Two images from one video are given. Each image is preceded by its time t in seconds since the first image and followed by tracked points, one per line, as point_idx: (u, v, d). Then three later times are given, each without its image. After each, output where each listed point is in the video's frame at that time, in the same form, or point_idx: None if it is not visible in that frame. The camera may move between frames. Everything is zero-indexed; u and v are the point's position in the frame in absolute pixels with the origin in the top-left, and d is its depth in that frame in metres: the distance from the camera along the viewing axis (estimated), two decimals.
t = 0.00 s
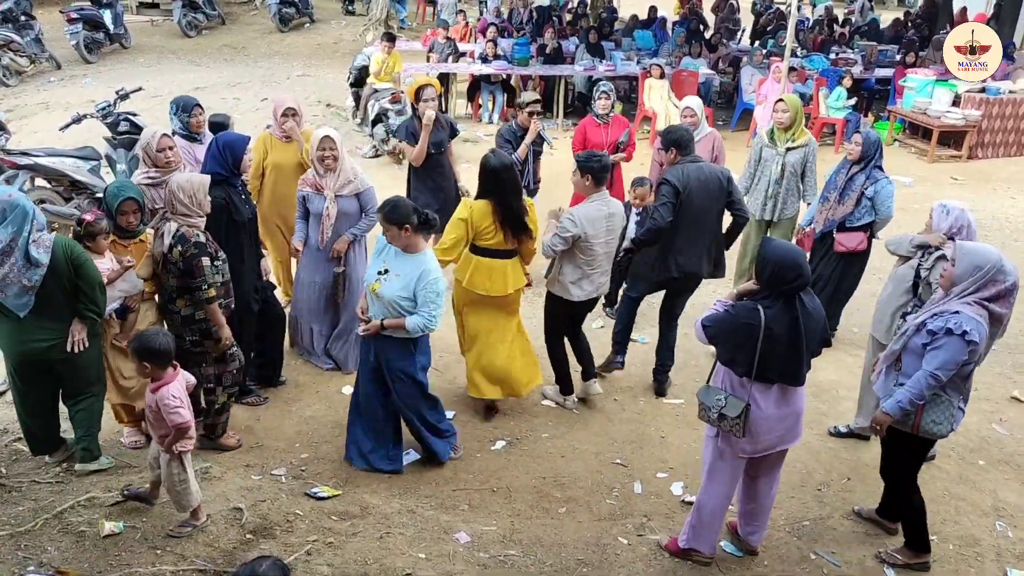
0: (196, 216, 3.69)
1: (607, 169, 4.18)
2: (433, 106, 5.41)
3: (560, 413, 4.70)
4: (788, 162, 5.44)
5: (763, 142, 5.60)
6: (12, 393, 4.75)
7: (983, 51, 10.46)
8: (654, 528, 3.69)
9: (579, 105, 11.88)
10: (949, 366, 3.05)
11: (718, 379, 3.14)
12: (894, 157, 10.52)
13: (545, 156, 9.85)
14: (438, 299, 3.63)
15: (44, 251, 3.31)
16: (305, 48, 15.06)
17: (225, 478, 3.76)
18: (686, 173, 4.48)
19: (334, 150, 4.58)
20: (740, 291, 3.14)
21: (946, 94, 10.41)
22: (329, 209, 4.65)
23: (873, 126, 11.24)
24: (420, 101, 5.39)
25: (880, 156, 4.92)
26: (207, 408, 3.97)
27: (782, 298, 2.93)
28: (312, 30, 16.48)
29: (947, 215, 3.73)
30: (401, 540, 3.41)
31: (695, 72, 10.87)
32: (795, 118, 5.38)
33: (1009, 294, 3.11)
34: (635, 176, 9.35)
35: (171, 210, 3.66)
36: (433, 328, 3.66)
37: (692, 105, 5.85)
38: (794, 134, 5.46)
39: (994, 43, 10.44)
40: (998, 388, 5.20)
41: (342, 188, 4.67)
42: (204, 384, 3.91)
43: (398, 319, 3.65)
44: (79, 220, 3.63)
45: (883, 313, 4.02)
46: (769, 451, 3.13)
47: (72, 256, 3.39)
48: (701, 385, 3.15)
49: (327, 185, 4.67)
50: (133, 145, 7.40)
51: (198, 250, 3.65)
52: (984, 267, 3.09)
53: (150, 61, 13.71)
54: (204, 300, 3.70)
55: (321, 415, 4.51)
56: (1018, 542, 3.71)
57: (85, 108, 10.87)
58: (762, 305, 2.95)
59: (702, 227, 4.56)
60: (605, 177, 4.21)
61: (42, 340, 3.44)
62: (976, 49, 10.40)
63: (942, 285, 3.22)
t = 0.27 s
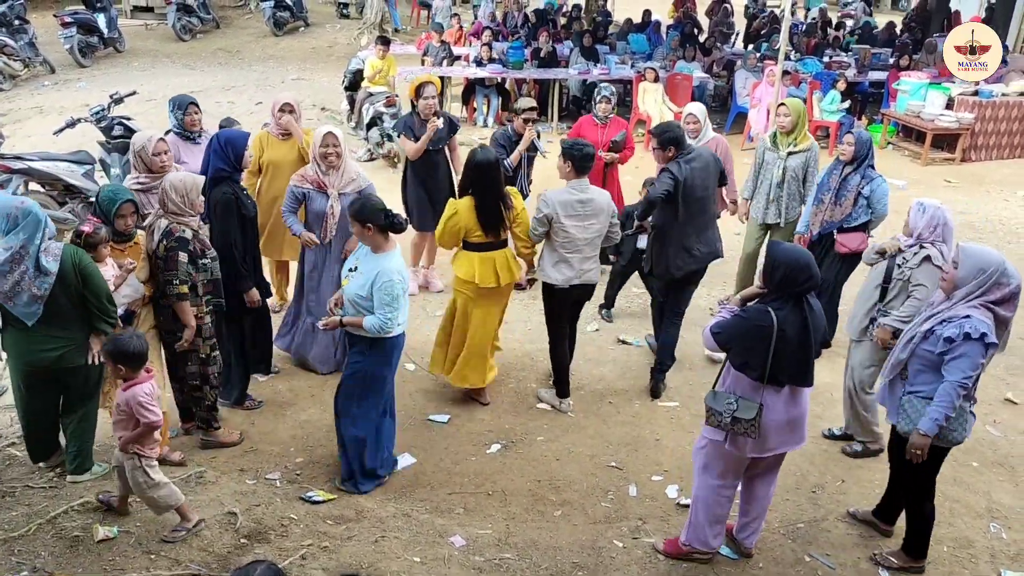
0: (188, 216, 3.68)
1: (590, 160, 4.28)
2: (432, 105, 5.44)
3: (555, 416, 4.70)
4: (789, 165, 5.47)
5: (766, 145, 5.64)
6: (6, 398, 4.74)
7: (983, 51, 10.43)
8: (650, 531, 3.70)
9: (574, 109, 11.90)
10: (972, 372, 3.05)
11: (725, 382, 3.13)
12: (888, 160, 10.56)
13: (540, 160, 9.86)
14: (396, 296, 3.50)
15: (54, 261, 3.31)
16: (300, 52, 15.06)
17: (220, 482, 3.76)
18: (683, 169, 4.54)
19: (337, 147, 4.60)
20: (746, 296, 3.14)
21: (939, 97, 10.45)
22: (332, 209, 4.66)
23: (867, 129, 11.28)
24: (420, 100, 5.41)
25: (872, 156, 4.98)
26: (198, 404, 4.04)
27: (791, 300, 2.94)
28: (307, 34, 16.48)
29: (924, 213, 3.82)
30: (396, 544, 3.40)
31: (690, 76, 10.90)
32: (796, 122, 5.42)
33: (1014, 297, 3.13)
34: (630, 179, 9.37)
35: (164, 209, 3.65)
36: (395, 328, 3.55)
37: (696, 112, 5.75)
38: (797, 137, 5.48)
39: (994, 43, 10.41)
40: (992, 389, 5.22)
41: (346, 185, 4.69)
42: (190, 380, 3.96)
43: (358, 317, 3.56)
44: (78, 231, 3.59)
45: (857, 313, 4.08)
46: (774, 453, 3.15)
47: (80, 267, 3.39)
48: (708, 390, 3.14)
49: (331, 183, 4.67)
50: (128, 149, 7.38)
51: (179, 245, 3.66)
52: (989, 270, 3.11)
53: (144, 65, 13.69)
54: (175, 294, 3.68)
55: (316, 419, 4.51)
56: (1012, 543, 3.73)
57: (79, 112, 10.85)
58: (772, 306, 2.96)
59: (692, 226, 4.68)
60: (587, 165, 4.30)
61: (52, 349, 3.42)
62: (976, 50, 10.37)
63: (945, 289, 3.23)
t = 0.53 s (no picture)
0: (178, 226, 3.66)
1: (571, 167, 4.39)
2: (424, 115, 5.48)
3: (546, 421, 4.71)
4: (778, 172, 5.49)
5: (759, 151, 5.67)
6: None
7: (983, 51, 10.59)
8: (641, 535, 3.70)
9: (564, 114, 11.93)
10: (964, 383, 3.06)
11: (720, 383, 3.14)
12: (876, 164, 10.62)
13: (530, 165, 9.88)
14: (345, 299, 3.43)
15: (38, 273, 3.28)
16: (290, 58, 15.05)
17: (210, 489, 3.74)
18: (667, 179, 4.65)
19: (342, 158, 4.55)
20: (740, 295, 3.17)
21: (926, 102, 10.52)
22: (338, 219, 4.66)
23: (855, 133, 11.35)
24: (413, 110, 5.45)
25: (861, 162, 4.99)
26: (189, 417, 3.98)
27: (790, 299, 2.98)
28: (297, 40, 16.46)
29: (906, 217, 3.96)
30: (387, 550, 3.40)
31: (679, 81, 10.92)
32: (787, 128, 5.42)
33: (1006, 307, 3.15)
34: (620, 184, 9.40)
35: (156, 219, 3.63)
36: (349, 331, 3.47)
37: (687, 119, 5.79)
38: (788, 143, 5.49)
39: (994, 43, 10.53)
40: (981, 392, 5.25)
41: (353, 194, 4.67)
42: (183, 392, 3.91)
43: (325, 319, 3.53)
44: (77, 241, 3.43)
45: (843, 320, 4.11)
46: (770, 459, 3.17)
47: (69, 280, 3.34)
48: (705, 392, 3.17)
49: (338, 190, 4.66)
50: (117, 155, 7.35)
51: (173, 258, 3.62)
52: (980, 280, 3.12)
53: (133, 71, 13.65)
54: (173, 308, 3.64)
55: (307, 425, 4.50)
56: (1002, 545, 3.75)
57: (67, 119, 10.81)
58: (772, 305, 2.98)
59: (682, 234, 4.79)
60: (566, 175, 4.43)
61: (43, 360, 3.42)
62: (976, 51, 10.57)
63: (937, 299, 3.25)
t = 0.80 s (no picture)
0: (169, 229, 3.68)
1: (548, 161, 4.55)
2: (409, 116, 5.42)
3: (530, 425, 4.71)
4: (754, 174, 5.53)
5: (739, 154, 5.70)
6: None
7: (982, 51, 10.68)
8: (625, 539, 3.71)
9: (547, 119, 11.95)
10: (931, 381, 3.10)
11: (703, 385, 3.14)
12: (857, 168, 10.72)
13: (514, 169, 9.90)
14: (282, 292, 3.46)
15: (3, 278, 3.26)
16: (272, 62, 14.99)
17: (191, 496, 3.71)
18: (636, 170, 4.81)
19: (333, 165, 4.45)
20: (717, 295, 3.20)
21: (906, 107, 10.62)
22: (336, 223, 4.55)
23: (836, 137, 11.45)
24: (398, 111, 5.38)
25: (844, 168, 5.02)
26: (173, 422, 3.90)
27: (773, 299, 3.00)
28: (279, 43, 16.40)
29: (894, 221, 3.99)
30: (371, 556, 3.39)
31: (661, 86, 10.99)
32: (765, 131, 5.45)
33: (986, 309, 3.17)
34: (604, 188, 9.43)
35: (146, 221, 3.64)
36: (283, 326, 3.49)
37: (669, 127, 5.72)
38: (766, 146, 5.50)
39: (994, 44, 10.61)
40: (961, 394, 5.31)
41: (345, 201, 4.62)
42: (171, 397, 3.86)
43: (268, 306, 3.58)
44: (72, 240, 3.40)
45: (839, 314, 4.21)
46: (755, 464, 3.18)
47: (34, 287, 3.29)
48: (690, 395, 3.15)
49: (332, 199, 4.56)
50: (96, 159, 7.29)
51: (166, 258, 3.65)
52: (959, 280, 3.15)
53: (113, 75, 13.54)
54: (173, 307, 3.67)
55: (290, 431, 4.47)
56: (982, 546, 3.79)
57: (47, 122, 10.71)
58: (755, 305, 2.99)
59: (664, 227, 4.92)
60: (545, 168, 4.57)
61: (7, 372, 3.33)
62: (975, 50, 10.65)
63: (918, 300, 3.28)
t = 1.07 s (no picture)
0: (160, 236, 3.64)
1: (525, 159, 4.56)
2: (386, 118, 5.38)
3: (512, 424, 4.71)
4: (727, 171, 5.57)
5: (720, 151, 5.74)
6: None
7: (983, 51, 10.84)
8: (607, 537, 3.72)
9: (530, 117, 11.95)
10: (895, 373, 3.14)
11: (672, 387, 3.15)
12: (838, 168, 10.81)
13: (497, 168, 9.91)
14: (213, 292, 3.40)
15: None
16: (253, 60, 14.89)
17: (171, 497, 3.69)
18: (614, 171, 4.79)
19: (315, 158, 4.42)
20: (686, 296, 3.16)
21: (886, 107, 10.72)
22: (320, 220, 4.52)
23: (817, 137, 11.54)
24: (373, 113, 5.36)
25: (821, 172, 5.04)
26: (167, 426, 3.86)
27: (745, 300, 3.02)
28: (260, 41, 16.29)
29: (886, 224, 3.99)
30: (352, 556, 3.38)
31: (644, 85, 11.03)
32: (741, 129, 5.46)
33: (955, 305, 3.21)
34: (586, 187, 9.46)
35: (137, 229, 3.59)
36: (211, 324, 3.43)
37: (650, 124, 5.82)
38: (740, 145, 5.50)
39: (995, 44, 10.79)
40: (940, 392, 5.37)
41: (329, 197, 4.59)
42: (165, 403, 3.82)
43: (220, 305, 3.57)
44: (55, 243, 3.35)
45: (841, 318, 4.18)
46: (730, 464, 3.19)
47: None
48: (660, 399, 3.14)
49: (315, 195, 4.52)
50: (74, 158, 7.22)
51: (162, 269, 3.59)
52: (932, 278, 3.19)
53: (92, 72, 13.40)
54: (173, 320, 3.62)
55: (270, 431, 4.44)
56: (959, 542, 3.84)
57: (24, 120, 10.58)
58: (729, 309, 3.00)
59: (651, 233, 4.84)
60: (524, 165, 4.60)
61: None
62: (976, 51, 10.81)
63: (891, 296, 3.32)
